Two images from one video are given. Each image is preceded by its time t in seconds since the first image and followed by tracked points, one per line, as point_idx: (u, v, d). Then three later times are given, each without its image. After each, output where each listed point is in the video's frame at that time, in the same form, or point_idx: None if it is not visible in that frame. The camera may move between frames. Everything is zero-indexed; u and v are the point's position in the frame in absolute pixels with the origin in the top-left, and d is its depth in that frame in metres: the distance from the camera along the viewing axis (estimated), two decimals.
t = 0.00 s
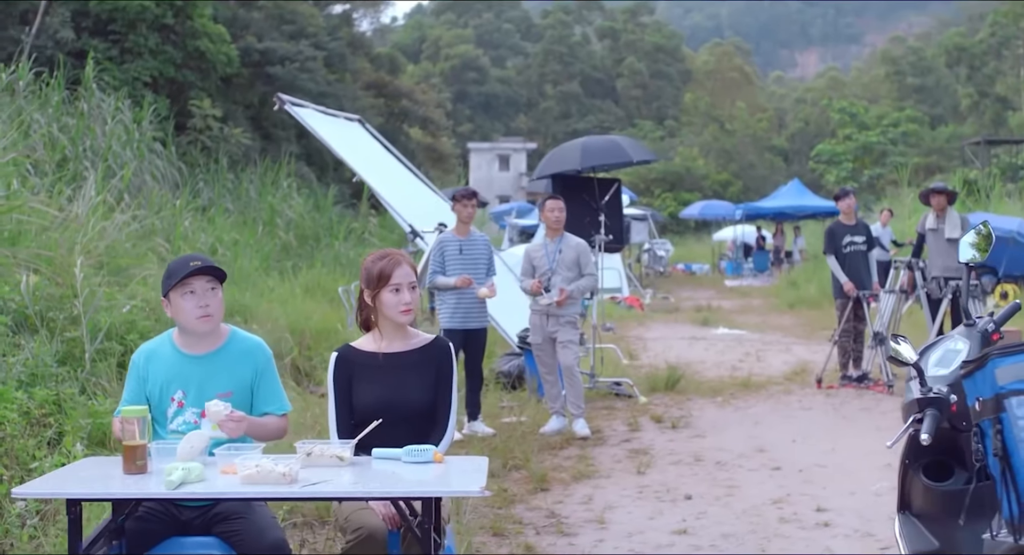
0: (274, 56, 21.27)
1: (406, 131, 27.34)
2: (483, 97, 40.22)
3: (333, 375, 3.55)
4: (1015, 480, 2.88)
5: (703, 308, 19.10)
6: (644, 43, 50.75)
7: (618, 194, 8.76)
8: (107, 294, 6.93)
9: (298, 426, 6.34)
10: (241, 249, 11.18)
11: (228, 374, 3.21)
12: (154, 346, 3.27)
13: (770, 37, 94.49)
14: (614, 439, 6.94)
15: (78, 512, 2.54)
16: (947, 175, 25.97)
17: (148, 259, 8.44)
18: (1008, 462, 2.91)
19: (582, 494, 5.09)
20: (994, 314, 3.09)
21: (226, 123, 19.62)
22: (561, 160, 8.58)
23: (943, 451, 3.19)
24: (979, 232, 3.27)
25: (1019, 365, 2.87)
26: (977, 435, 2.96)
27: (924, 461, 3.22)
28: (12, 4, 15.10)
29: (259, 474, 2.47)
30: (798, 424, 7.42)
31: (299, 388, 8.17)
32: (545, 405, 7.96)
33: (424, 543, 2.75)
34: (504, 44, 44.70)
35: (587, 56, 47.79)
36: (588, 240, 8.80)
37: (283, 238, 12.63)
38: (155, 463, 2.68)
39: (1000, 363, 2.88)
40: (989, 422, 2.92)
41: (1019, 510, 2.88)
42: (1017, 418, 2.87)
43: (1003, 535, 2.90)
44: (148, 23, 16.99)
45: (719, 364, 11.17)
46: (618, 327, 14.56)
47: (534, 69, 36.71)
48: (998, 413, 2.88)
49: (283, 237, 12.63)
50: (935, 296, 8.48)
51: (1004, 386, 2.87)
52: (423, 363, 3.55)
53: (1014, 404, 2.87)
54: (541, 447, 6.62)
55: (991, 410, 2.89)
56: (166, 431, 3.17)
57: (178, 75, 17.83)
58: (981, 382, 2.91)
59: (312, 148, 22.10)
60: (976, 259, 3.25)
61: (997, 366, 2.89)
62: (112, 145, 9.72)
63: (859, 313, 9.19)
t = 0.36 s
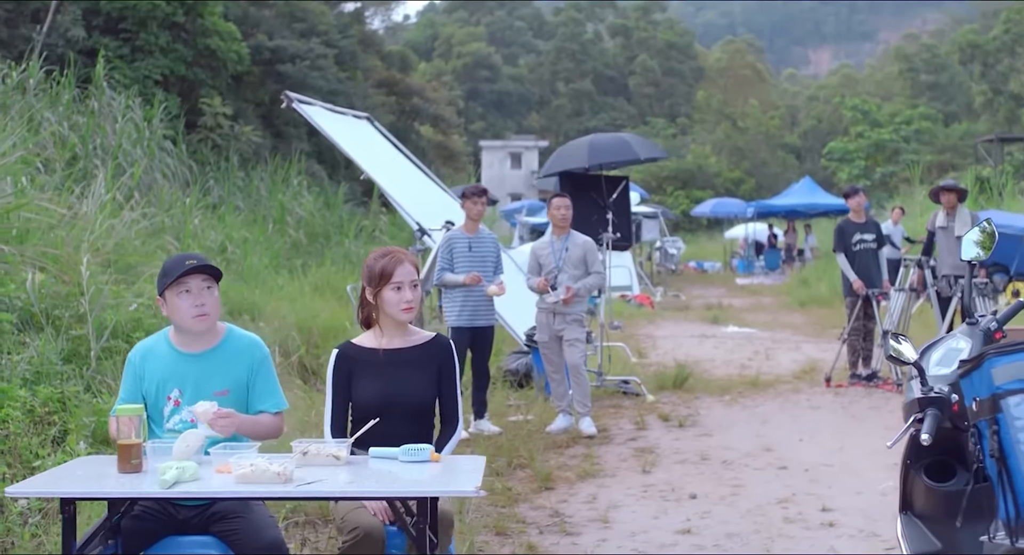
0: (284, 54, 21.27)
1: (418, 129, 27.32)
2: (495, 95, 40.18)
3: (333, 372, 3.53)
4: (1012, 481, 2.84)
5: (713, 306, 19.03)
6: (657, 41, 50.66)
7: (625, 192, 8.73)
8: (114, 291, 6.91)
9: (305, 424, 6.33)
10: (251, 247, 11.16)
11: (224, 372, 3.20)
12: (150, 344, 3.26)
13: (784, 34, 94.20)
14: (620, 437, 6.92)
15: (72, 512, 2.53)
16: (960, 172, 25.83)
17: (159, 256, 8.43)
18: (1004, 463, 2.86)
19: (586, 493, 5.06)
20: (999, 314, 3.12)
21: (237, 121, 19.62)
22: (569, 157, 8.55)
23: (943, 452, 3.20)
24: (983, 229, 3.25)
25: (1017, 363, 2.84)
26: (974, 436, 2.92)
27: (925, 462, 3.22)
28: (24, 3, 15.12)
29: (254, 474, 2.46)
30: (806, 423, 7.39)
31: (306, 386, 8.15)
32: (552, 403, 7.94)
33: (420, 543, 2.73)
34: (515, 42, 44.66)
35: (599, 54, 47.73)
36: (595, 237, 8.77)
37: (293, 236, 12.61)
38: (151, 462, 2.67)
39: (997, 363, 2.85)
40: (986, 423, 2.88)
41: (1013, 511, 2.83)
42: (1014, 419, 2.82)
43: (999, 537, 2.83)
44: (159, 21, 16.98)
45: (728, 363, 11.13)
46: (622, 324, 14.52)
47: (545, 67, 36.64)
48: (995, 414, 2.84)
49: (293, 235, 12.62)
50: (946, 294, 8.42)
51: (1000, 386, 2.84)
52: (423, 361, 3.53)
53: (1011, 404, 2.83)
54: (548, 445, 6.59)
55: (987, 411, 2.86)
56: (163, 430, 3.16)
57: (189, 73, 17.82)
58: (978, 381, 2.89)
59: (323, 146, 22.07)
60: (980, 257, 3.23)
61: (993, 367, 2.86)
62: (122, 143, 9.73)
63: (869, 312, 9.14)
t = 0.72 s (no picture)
0: (293, 54, 21.27)
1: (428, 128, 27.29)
2: (505, 95, 40.14)
3: (338, 374, 3.50)
4: (1005, 483, 2.78)
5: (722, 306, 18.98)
6: (667, 40, 50.56)
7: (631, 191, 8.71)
8: (119, 291, 6.90)
9: (310, 424, 6.32)
10: (259, 246, 11.15)
11: (216, 371, 3.19)
12: (141, 345, 3.25)
13: (795, 34, 94.03)
14: (625, 438, 6.89)
15: (65, 511, 2.52)
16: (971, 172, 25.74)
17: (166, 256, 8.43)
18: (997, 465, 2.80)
19: (589, 494, 5.04)
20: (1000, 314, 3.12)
21: (246, 120, 19.62)
22: (575, 156, 8.53)
23: (941, 454, 3.17)
24: (985, 228, 3.23)
25: (1013, 364, 2.76)
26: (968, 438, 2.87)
27: (924, 464, 3.19)
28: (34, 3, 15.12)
29: (246, 474, 2.45)
30: (812, 423, 7.36)
31: (311, 385, 8.14)
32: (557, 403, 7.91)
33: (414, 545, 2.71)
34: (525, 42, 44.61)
35: (609, 54, 47.69)
36: (601, 237, 8.74)
37: (301, 235, 12.59)
38: (143, 463, 2.66)
39: (992, 364, 2.78)
40: (980, 425, 2.82)
41: (1008, 515, 2.78)
42: (1007, 422, 2.75)
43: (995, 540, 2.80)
44: (168, 21, 16.98)
45: (735, 363, 11.10)
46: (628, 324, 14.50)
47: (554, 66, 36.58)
48: (989, 416, 2.78)
49: (302, 235, 12.61)
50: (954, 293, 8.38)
51: (994, 388, 2.78)
52: (429, 363, 3.50)
53: (1005, 406, 2.76)
54: (551, 446, 6.57)
55: (982, 412, 2.80)
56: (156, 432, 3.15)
57: (198, 73, 17.81)
58: (973, 382, 2.83)
59: (332, 146, 22.05)
60: (983, 256, 3.19)
61: (987, 368, 2.80)
62: (130, 143, 9.73)
63: (877, 311, 9.09)
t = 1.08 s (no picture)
0: (301, 53, 21.27)
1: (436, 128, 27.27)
2: (514, 94, 40.11)
3: (353, 380, 3.34)
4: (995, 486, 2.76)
5: (729, 306, 18.93)
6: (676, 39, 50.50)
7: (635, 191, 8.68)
8: (122, 290, 6.89)
9: (313, 424, 6.31)
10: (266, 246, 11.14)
11: (202, 371, 3.18)
12: (129, 347, 3.24)
13: (804, 33, 93.93)
14: (628, 438, 6.87)
15: (52, 512, 2.51)
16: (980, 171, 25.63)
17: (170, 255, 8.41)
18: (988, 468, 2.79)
19: (591, 494, 5.03)
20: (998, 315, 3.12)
21: (254, 120, 19.62)
22: (579, 156, 8.51)
23: (937, 456, 3.14)
24: (985, 227, 3.21)
25: (1004, 366, 2.72)
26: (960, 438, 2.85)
27: (921, 465, 3.16)
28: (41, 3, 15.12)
29: (235, 476, 2.44)
30: (817, 423, 7.33)
31: (315, 385, 8.12)
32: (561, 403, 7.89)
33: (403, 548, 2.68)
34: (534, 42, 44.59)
35: (618, 54, 47.64)
36: (605, 236, 8.71)
37: (308, 234, 12.58)
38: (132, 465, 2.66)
39: (982, 366, 2.73)
40: (971, 427, 2.79)
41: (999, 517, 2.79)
42: (998, 423, 2.73)
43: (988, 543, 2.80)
44: (175, 20, 16.99)
45: (741, 363, 11.06)
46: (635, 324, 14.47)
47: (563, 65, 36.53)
48: (980, 418, 2.74)
49: (308, 235, 12.60)
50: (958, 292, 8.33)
51: (985, 389, 2.73)
52: (447, 372, 3.41)
53: (996, 408, 2.73)
54: (552, 446, 6.55)
55: (972, 414, 2.76)
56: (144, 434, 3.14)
57: (206, 72, 17.81)
58: (963, 384, 2.78)
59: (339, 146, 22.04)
60: (981, 255, 3.18)
61: (978, 369, 2.74)
62: (137, 142, 9.73)
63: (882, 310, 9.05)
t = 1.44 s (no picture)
0: (307, 54, 21.26)
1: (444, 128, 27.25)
2: (522, 94, 40.06)
3: (394, 314, 3.14)
4: (983, 489, 2.74)
5: (735, 306, 18.89)
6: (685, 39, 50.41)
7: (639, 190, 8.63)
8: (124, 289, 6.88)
9: (315, 424, 6.30)
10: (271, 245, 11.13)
11: (190, 373, 3.17)
12: (116, 350, 3.23)
13: (813, 32, 93.77)
14: (629, 439, 6.85)
15: (39, 516, 2.50)
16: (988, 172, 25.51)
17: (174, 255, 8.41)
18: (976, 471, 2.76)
19: (591, 495, 5.01)
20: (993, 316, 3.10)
21: (261, 120, 19.63)
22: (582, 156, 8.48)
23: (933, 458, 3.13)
24: (982, 228, 3.19)
25: (993, 367, 2.70)
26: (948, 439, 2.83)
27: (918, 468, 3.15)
28: (48, 4, 15.12)
29: (222, 477, 2.42)
30: (821, 424, 7.30)
31: (318, 385, 8.11)
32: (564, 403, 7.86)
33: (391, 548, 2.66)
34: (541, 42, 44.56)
35: (626, 54, 47.58)
36: (609, 237, 8.69)
37: (315, 234, 12.57)
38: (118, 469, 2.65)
39: (969, 368, 2.71)
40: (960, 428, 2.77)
41: (986, 520, 2.75)
42: (986, 426, 2.71)
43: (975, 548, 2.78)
44: (182, 21, 16.99)
45: (747, 363, 11.02)
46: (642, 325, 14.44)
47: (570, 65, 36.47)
48: (967, 420, 2.72)
49: (314, 235, 12.59)
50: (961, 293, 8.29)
51: (972, 392, 2.71)
52: (484, 302, 3.26)
53: (984, 410, 2.71)
54: (553, 447, 6.54)
55: (960, 417, 2.74)
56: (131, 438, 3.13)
57: (212, 72, 17.79)
58: (951, 386, 2.76)
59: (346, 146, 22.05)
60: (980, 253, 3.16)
61: (964, 371, 2.72)
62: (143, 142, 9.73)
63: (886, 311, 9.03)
